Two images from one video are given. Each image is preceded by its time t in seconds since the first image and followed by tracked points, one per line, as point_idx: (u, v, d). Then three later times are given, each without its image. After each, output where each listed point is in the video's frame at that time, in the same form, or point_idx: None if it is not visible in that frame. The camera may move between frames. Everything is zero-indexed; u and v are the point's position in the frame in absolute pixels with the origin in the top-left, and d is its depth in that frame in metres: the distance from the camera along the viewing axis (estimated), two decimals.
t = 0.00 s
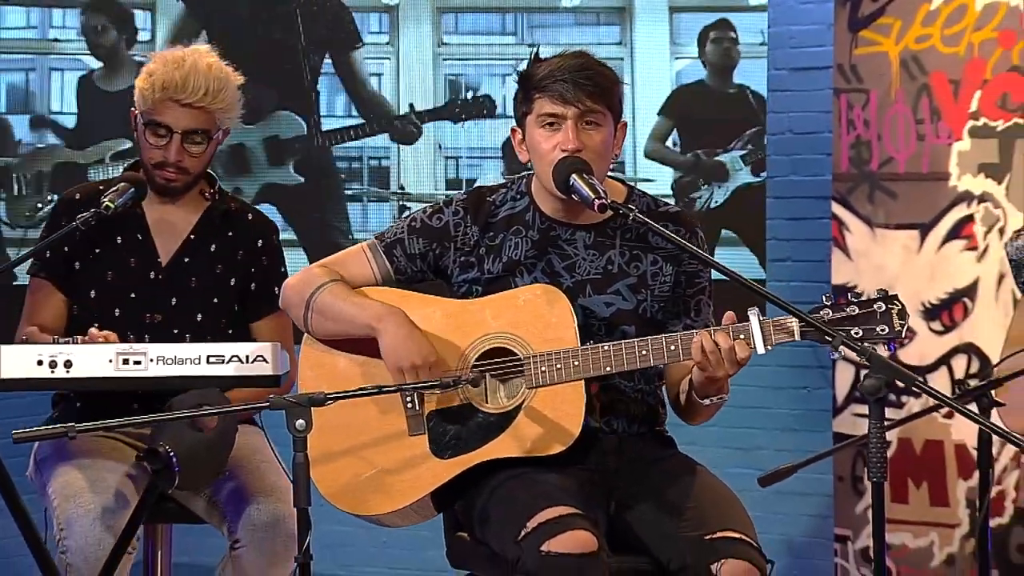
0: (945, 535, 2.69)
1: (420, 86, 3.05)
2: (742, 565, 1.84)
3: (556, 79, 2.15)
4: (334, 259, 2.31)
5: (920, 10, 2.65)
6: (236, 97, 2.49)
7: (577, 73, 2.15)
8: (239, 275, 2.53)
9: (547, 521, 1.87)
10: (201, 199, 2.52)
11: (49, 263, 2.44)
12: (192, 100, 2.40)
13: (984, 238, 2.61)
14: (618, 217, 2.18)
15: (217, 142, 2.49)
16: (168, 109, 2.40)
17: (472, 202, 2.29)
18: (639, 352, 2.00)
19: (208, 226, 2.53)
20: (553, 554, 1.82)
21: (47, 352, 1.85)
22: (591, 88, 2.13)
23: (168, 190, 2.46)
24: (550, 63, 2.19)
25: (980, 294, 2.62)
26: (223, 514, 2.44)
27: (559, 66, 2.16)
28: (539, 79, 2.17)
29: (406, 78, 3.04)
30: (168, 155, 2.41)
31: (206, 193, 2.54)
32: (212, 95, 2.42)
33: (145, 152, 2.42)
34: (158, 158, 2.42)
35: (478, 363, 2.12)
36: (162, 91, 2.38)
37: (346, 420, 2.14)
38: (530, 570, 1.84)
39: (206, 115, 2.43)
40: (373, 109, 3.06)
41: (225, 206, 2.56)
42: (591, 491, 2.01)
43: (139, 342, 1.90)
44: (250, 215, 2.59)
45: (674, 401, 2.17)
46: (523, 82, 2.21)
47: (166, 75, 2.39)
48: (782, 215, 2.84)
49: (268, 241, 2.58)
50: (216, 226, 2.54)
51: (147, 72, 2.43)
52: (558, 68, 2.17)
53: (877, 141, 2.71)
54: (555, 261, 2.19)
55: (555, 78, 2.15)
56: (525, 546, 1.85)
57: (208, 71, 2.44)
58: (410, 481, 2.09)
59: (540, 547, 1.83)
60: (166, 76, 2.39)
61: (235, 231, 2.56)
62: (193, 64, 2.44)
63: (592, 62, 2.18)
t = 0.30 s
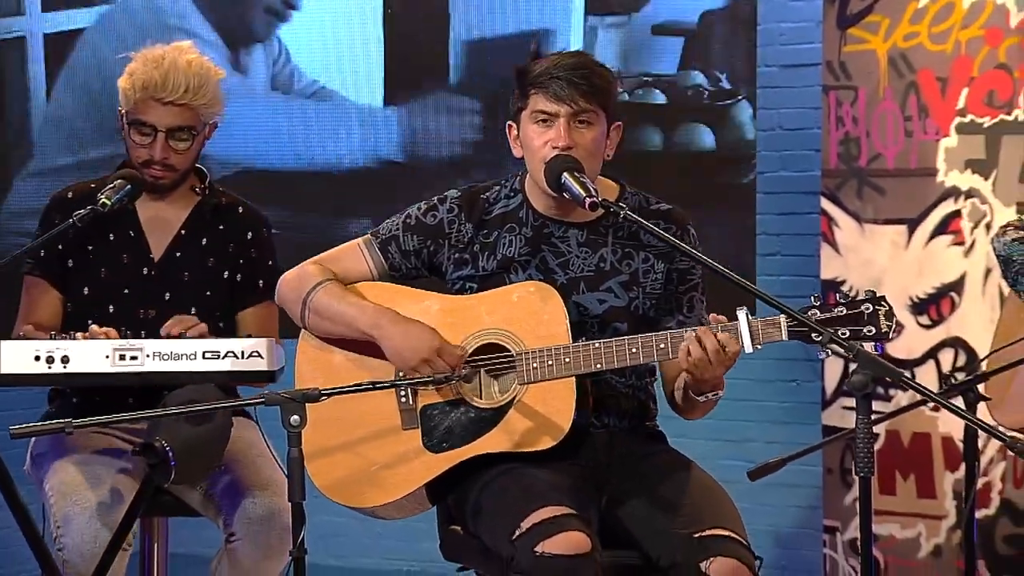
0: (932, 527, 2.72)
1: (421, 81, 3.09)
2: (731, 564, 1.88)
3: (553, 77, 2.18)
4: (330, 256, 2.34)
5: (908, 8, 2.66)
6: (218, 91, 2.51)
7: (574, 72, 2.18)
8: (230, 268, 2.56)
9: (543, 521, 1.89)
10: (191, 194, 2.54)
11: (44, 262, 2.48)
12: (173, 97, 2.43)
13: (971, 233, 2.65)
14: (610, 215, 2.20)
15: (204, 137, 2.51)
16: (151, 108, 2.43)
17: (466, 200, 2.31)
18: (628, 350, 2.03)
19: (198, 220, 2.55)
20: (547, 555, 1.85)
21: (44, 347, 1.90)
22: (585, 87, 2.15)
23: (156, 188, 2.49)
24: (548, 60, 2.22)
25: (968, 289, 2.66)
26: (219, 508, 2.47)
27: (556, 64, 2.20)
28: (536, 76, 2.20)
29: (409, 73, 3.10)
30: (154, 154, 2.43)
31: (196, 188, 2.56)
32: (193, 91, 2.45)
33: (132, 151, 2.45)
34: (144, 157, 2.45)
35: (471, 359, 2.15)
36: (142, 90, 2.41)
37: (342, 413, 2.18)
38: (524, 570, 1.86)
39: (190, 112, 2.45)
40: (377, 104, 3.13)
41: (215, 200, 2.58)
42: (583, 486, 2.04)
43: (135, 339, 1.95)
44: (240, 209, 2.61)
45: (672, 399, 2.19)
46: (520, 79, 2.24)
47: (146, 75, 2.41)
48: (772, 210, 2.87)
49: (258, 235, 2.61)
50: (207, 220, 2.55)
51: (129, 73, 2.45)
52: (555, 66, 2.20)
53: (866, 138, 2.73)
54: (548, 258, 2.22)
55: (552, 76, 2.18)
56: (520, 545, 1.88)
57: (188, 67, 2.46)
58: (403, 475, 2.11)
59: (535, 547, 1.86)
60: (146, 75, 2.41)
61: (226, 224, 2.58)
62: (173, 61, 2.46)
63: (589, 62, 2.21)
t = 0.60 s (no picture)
0: (921, 518, 2.75)
1: (421, 81, 3.12)
2: (725, 552, 1.91)
3: (547, 75, 2.20)
4: (324, 250, 2.37)
5: (897, 6, 2.69)
6: (198, 84, 2.52)
7: (570, 72, 2.20)
8: (220, 263, 2.57)
9: (535, 505, 1.92)
10: (180, 188, 2.55)
11: (35, 260, 2.50)
12: (153, 90, 2.43)
13: (959, 229, 2.68)
14: (603, 213, 2.22)
15: (189, 131, 2.51)
16: (133, 103, 2.43)
17: (461, 197, 2.34)
18: (620, 348, 2.06)
19: (187, 215, 2.56)
20: (538, 538, 1.87)
21: (39, 344, 1.94)
22: (577, 85, 2.18)
23: (144, 183, 2.49)
24: (543, 59, 2.25)
25: (956, 284, 2.69)
26: (211, 502, 2.50)
27: (553, 63, 2.22)
28: (532, 74, 2.22)
29: (408, 72, 3.13)
30: (138, 148, 2.43)
31: (184, 182, 2.57)
32: (172, 83, 2.45)
33: (117, 147, 2.45)
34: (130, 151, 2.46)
35: (465, 355, 2.17)
36: (123, 86, 2.43)
37: (334, 408, 2.20)
38: (513, 553, 1.89)
39: (173, 106, 2.46)
40: (383, 112, 3.15)
41: (205, 195, 2.59)
42: (574, 482, 2.06)
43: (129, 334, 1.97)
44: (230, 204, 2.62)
45: (671, 398, 2.22)
46: (516, 77, 2.26)
47: (126, 70, 2.43)
48: (762, 205, 2.89)
49: (248, 229, 2.62)
50: (197, 216, 2.57)
51: (111, 70, 2.47)
52: (552, 64, 2.22)
53: (855, 134, 2.75)
54: (541, 256, 2.24)
55: (546, 73, 2.20)
56: (509, 530, 1.90)
57: (167, 61, 2.47)
58: (396, 469, 2.14)
59: (525, 531, 1.89)
60: (126, 71, 2.43)
61: (216, 219, 2.59)
62: (152, 56, 2.47)
63: (587, 64, 2.23)
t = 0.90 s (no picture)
0: (906, 510, 2.79)
1: (423, 84, 3.17)
2: (714, 547, 1.96)
3: (552, 75, 2.23)
4: (321, 246, 2.39)
5: (883, 5, 2.72)
6: (191, 88, 2.55)
7: (573, 74, 2.23)
8: (215, 259, 2.61)
9: (526, 501, 1.96)
10: (176, 186, 2.59)
11: (32, 258, 2.52)
12: (147, 98, 2.46)
13: (944, 224, 2.72)
14: (595, 212, 2.26)
15: (183, 133, 2.54)
16: (128, 110, 2.47)
17: (456, 193, 2.37)
18: (611, 343, 2.09)
19: (183, 213, 2.59)
20: (529, 533, 1.91)
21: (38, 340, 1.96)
22: (578, 90, 2.21)
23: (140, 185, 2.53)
24: (553, 58, 2.27)
25: (941, 278, 2.73)
26: (208, 495, 2.53)
27: (559, 63, 2.25)
28: (537, 72, 2.25)
29: (408, 72, 3.17)
30: (133, 153, 2.47)
31: (180, 180, 2.61)
32: (166, 89, 2.48)
33: (113, 151, 2.49)
34: (125, 156, 2.49)
35: (457, 350, 2.21)
36: (117, 93, 2.46)
37: (329, 404, 2.24)
38: (505, 549, 1.92)
39: (167, 111, 2.49)
40: (385, 110, 3.20)
41: (200, 192, 2.63)
42: (565, 476, 2.10)
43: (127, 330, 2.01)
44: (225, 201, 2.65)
45: (657, 392, 2.26)
46: (522, 74, 2.29)
47: (120, 77, 2.46)
48: (751, 201, 2.98)
49: (242, 226, 2.66)
50: (193, 215, 2.60)
51: (104, 76, 2.50)
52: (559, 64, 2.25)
53: (842, 131, 2.79)
54: (534, 252, 2.28)
55: (551, 74, 2.23)
56: (501, 525, 1.94)
57: (160, 66, 2.49)
58: (390, 463, 2.18)
59: (516, 527, 1.92)
60: (119, 78, 2.46)
61: (211, 217, 2.63)
62: (146, 62, 2.50)
63: (590, 67, 2.26)
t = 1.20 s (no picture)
0: (892, 501, 2.84)
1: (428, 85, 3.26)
2: (704, 541, 2.00)
3: (543, 80, 2.26)
4: (317, 244, 2.42)
5: (871, 4, 2.76)
6: (191, 84, 2.58)
7: (566, 79, 2.26)
8: (212, 257, 2.64)
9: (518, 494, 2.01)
10: (175, 184, 2.63)
11: (32, 253, 2.55)
12: (148, 93, 2.50)
13: (930, 221, 2.77)
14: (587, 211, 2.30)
15: (183, 128, 2.58)
16: (130, 104, 2.50)
17: (451, 192, 2.40)
18: (603, 342, 2.13)
19: (181, 210, 2.63)
20: (521, 525, 1.95)
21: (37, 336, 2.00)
22: (570, 95, 2.24)
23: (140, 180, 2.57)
24: (542, 61, 2.30)
25: (927, 275, 2.78)
26: (205, 488, 2.57)
27: (550, 67, 2.28)
28: (529, 76, 2.28)
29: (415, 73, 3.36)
30: (133, 148, 2.50)
31: (179, 178, 2.65)
32: (166, 85, 2.51)
33: (112, 146, 2.52)
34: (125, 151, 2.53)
35: (450, 348, 2.24)
36: (118, 88, 2.49)
37: (324, 401, 2.28)
38: (497, 541, 1.96)
39: (167, 107, 2.52)
40: (397, 102, 3.37)
41: (199, 190, 2.67)
42: (557, 470, 2.14)
43: (126, 326, 2.04)
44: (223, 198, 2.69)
45: (647, 388, 2.29)
46: (513, 77, 2.32)
47: (120, 72, 2.49)
48: (741, 197, 3.14)
49: (240, 224, 2.69)
50: (191, 212, 2.64)
51: (106, 71, 2.53)
52: (550, 68, 2.28)
53: (830, 130, 2.83)
54: (527, 251, 2.31)
55: (543, 79, 2.26)
56: (493, 518, 1.98)
57: (161, 62, 2.52)
58: (386, 457, 2.22)
59: (508, 519, 1.96)
60: (121, 73, 2.49)
61: (209, 214, 2.66)
62: (146, 58, 2.53)
63: (582, 72, 2.29)
